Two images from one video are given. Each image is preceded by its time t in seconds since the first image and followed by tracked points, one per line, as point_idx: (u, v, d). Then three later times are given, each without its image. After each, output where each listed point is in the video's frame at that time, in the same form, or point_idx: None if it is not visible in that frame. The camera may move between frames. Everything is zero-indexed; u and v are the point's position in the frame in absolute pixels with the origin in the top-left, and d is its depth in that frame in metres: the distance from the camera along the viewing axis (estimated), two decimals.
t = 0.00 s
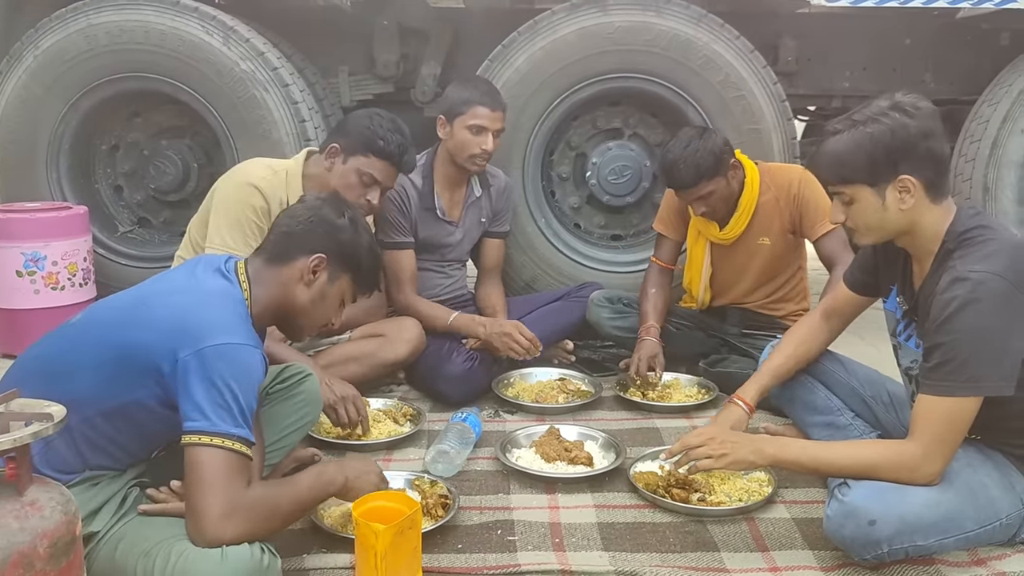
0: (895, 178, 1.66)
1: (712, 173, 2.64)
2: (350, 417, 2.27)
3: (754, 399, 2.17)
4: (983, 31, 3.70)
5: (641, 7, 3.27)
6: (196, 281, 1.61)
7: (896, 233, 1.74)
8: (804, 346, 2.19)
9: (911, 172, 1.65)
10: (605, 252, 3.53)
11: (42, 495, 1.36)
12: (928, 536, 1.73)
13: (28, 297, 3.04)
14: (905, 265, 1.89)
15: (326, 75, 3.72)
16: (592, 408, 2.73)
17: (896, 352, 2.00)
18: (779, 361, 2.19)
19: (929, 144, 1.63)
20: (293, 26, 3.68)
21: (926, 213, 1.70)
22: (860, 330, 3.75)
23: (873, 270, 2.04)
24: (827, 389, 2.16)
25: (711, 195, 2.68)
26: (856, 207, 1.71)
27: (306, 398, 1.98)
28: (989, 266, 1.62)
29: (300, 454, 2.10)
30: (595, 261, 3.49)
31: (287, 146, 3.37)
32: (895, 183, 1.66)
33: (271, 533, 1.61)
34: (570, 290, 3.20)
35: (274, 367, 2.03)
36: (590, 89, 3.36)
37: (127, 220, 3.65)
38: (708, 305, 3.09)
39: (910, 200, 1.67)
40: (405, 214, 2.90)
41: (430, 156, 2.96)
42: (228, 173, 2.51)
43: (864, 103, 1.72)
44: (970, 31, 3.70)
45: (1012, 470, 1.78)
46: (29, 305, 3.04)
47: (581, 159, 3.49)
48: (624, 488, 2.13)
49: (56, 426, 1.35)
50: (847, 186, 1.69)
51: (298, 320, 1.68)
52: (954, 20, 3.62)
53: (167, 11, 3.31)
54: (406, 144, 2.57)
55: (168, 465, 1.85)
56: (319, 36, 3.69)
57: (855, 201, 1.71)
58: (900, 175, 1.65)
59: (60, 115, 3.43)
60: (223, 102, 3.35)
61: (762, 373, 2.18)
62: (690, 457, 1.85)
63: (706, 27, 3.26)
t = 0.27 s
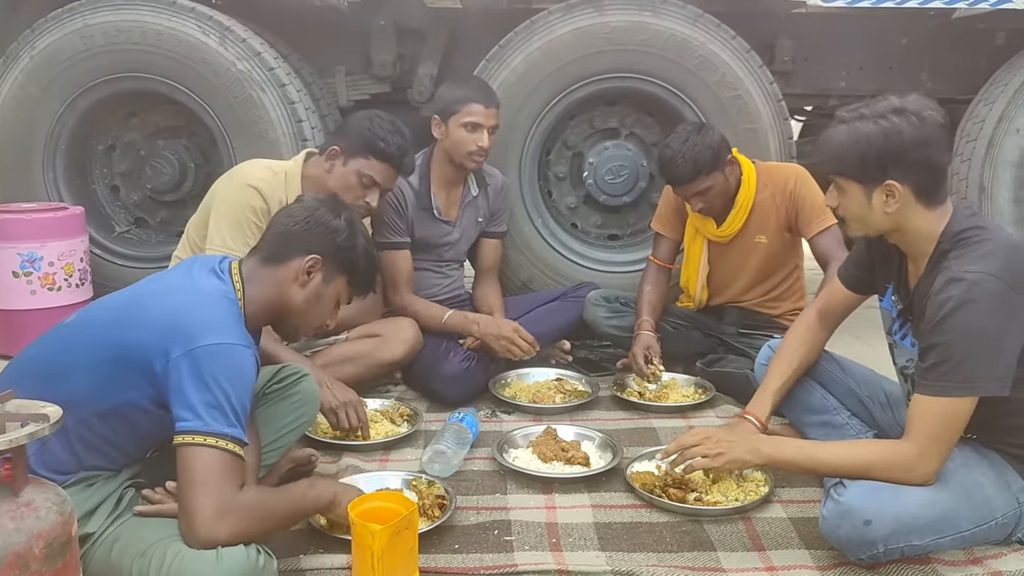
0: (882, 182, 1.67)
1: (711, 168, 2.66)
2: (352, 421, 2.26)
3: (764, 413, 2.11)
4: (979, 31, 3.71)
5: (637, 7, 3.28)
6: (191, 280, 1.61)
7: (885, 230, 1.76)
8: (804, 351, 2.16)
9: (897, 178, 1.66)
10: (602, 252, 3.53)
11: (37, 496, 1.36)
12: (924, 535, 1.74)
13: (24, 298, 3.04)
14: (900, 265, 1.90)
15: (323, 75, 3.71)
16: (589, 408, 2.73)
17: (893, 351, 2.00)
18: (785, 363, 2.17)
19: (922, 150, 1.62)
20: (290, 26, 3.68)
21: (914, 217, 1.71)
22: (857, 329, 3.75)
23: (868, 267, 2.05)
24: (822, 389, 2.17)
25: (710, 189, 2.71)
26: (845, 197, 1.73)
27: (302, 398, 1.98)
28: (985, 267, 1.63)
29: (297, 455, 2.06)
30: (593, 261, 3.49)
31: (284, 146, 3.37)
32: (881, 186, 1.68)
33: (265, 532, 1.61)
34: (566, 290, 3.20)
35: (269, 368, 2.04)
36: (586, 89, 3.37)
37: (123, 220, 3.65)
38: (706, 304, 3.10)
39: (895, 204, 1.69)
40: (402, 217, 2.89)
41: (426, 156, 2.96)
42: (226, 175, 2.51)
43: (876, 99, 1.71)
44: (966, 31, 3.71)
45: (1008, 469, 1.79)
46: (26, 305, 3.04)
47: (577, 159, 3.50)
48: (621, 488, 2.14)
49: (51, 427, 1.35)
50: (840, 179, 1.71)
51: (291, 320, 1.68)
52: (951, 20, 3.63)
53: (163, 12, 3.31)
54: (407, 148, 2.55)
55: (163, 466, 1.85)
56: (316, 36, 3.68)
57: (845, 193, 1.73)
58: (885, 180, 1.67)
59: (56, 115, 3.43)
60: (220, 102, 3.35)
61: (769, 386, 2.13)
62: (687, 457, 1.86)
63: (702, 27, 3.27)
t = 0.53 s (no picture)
0: (889, 165, 1.68)
1: (708, 165, 2.67)
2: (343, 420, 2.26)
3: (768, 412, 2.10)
4: (975, 31, 3.72)
5: (633, 8, 3.28)
6: (181, 281, 1.61)
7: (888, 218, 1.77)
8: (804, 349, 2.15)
9: (904, 163, 1.67)
10: (598, 252, 3.53)
11: (33, 497, 1.36)
12: (920, 535, 1.74)
13: (20, 299, 3.03)
14: (904, 257, 1.92)
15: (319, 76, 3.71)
16: (585, 408, 2.73)
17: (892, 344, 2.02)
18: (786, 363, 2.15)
19: (926, 145, 1.63)
20: (286, 26, 3.67)
21: (917, 209, 1.72)
22: (853, 329, 3.76)
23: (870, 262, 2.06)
24: (819, 388, 2.17)
25: (708, 186, 2.72)
26: (852, 179, 1.74)
27: (298, 399, 1.97)
28: (986, 265, 1.63)
29: (293, 456, 2.08)
30: (589, 261, 3.50)
31: (280, 147, 3.36)
32: (889, 170, 1.69)
33: (264, 534, 1.61)
34: (563, 291, 3.20)
35: (264, 368, 2.01)
36: (582, 90, 3.37)
37: (119, 221, 3.64)
38: (702, 304, 3.10)
39: (900, 189, 1.69)
40: (399, 218, 2.89)
41: (421, 157, 2.96)
42: (222, 175, 2.51)
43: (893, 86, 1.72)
44: (962, 31, 3.72)
45: (1004, 468, 1.79)
46: (22, 307, 3.03)
47: (574, 160, 3.50)
48: (617, 488, 2.14)
49: (46, 429, 1.35)
50: (849, 161, 1.73)
51: (284, 321, 1.68)
52: (946, 20, 3.64)
53: (159, 12, 3.30)
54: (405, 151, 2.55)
55: (158, 468, 1.85)
56: (312, 37, 3.68)
57: (852, 174, 1.74)
58: (893, 164, 1.68)
59: (52, 117, 3.42)
60: (215, 103, 3.34)
61: (773, 384, 2.12)
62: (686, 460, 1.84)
63: (699, 28, 3.26)
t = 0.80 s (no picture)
0: (894, 157, 1.69)
1: (709, 163, 2.67)
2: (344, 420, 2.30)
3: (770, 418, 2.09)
4: (973, 30, 3.73)
5: (632, 7, 3.27)
6: (180, 281, 1.61)
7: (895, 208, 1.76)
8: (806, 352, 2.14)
9: (908, 153, 1.67)
10: (597, 251, 3.53)
11: (33, 497, 1.36)
12: (920, 531, 1.74)
13: (20, 298, 3.03)
14: (908, 249, 1.93)
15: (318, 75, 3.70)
16: (584, 407, 2.74)
17: (896, 335, 2.02)
18: (786, 369, 2.15)
19: (931, 133, 1.64)
20: (285, 26, 3.67)
21: (922, 198, 1.72)
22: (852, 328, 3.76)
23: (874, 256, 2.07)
24: (818, 388, 2.18)
25: (708, 184, 2.72)
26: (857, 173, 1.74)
27: (299, 398, 1.98)
28: (989, 252, 1.63)
29: (293, 456, 2.08)
30: (589, 260, 3.50)
31: (279, 146, 3.36)
32: (893, 161, 1.69)
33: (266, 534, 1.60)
34: (562, 290, 3.20)
35: (263, 367, 2.02)
36: (581, 89, 3.37)
37: (118, 221, 3.64)
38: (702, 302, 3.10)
39: (905, 180, 1.70)
40: (399, 217, 2.89)
41: (418, 156, 2.96)
42: (219, 175, 2.51)
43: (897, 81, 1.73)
44: (960, 30, 3.72)
45: (1003, 466, 1.79)
46: (21, 307, 3.03)
47: (573, 159, 3.50)
48: (617, 487, 2.14)
49: (46, 429, 1.35)
50: (853, 154, 1.74)
51: (283, 319, 1.68)
52: (945, 19, 3.64)
53: (157, 12, 3.29)
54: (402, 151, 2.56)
55: (158, 468, 1.84)
56: (311, 37, 3.68)
57: (856, 167, 1.75)
58: (897, 155, 1.68)
59: (50, 116, 3.42)
60: (214, 103, 3.34)
61: (773, 390, 2.11)
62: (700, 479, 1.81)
63: (697, 27, 3.26)
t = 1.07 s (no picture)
0: (899, 151, 1.69)
1: (711, 162, 2.67)
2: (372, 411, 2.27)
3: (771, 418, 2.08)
4: (973, 30, 3.73)
5: (632, 7, 3.27)
6: (179, 282, 1.60)
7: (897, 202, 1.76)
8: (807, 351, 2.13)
9: (914, 148, 1.67)
10: (598, 251, 3.53)
11: (33, 498, 1.36)
12: (922, 527, 1.74)
13: (20, 299, 3.03)
14: (911, 245, 1.93)
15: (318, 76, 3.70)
16: (585, 407, 2.73)
17: (900, 331, 2.01)
18: (786, 369, 2.13)
19: (936, 127, 1.64)
20: (285, 26, 3.67)
21: (926, 192, 1.72)
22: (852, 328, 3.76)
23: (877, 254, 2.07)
24: (819, 387, 2.18)
25: (710, 183, 2.72)
26: (863, 166, 1.74)
27: (298, 399, 1.97)
28: (991, 243, 1.63)
29: (293, 456, 2.07)
30: (589, 260, 3.50)
31: (279, 147, 3.36)
32: (898, 156, 1.69)
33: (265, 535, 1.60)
34: (563, 290, 3.19)
35: (264, 368, 2.00)
36: (582, 89, 3.36)
37: (118, 221, 3.64)
38: (702, 302, 3.10)
39: (910, 174, 1.70)
40: (400, 218, 2.88)
41: (418, 156, 2.96)
42: (219, 175, 2.51)
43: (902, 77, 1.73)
44: (960, 30, 3.72)
45: (1004, 464, 1.79)
46: (21, 307, 3.03)
47: (574, 159, 3.50)
48: (618, 487, 2.14)
49: (46, 429, 1.35)
50: (858, 148, 1.73)
51: (283, 320, 1.68)
52: (944, 19, 3.64)
53: (157, 12, 3.29)
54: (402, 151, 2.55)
55: (158, 468, 1.84)
56: (311, 37, 3.67)
57: (861, 161, 1.75)
58: (902, 149, 1.68)
59: (50, 117, 3.42)
60: (214, 103, 3.33)
61: (774, 389, 2.10)
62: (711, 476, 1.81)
63: (698, 27, 3.26)
